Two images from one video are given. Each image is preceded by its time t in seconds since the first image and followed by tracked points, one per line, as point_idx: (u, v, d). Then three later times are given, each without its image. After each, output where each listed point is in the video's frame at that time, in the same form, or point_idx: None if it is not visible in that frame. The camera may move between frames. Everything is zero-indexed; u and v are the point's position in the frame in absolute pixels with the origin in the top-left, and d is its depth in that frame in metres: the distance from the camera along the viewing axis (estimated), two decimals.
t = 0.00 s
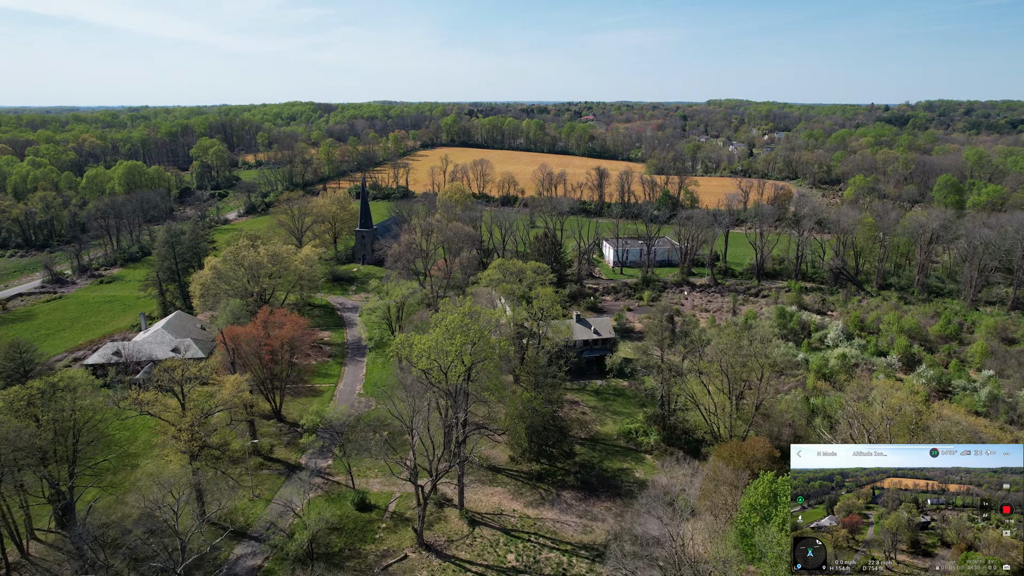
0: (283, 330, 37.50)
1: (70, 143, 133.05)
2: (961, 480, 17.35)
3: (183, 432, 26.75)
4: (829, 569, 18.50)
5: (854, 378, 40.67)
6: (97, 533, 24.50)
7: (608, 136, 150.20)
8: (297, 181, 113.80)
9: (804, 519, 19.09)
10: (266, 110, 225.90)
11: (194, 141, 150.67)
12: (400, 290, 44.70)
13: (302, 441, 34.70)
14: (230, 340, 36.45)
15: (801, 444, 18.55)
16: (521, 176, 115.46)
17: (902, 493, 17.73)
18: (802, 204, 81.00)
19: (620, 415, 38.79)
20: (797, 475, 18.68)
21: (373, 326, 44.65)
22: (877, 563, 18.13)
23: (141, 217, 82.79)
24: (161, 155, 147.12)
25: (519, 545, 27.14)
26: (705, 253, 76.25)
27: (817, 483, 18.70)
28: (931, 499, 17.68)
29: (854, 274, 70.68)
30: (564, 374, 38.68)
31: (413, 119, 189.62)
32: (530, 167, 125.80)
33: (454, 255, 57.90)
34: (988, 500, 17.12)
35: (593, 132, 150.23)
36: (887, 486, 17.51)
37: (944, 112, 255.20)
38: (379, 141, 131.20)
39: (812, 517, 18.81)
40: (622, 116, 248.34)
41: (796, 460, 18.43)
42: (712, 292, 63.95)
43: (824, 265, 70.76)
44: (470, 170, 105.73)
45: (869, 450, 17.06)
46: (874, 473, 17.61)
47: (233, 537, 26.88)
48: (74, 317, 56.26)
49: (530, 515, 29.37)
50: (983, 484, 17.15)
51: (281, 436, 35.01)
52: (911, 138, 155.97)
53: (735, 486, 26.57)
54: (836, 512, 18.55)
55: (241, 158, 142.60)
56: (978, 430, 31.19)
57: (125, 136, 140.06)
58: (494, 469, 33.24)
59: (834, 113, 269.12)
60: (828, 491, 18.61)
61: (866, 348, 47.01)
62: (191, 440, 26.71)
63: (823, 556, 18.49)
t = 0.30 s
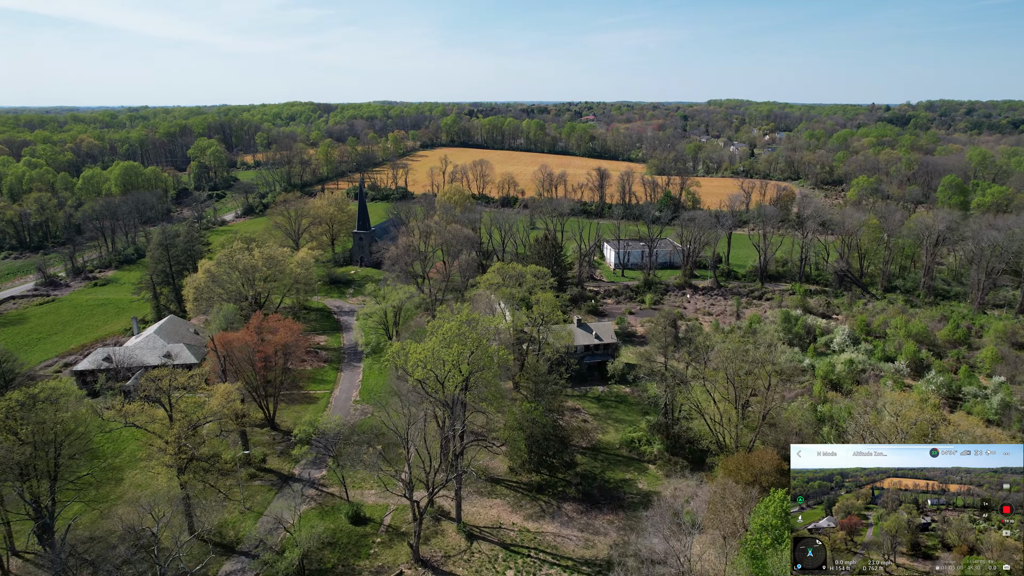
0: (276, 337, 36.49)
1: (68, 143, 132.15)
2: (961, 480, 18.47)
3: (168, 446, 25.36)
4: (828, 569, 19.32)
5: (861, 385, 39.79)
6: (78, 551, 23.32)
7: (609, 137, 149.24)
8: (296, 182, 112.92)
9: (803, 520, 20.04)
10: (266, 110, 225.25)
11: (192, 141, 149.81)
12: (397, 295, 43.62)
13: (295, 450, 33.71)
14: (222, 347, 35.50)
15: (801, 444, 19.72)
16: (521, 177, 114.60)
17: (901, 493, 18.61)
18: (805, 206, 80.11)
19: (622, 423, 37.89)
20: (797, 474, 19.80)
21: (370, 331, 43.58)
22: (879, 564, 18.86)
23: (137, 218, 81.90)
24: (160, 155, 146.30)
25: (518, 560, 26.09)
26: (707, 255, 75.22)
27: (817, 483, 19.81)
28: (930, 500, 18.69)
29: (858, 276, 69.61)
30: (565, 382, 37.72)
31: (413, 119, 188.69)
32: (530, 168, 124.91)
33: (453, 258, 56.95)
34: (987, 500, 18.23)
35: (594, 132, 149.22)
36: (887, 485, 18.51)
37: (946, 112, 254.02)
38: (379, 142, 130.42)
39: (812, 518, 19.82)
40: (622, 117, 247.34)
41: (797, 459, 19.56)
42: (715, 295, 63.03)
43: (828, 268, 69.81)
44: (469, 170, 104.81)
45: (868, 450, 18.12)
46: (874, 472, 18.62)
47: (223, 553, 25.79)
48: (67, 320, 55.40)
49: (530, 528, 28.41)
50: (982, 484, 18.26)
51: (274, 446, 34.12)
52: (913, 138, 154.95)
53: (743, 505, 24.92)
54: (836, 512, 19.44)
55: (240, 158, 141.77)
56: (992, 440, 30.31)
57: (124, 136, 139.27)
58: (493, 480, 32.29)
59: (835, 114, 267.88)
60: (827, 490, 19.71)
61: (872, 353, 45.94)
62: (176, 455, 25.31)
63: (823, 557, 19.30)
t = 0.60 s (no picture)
0: (269, 344, 35.50)
1: (65, 143, 131.26)
2: (961, 480, 19.44)
3: (154, 459, 24.41)
4: (827, 569, 20.34)
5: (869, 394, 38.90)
6: (59, 570, 22.27)
7: (609, 137, 148.24)
8: (294, 183, 112.02)
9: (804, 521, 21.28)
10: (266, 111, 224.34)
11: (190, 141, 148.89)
12: (393, 300, 42.51)
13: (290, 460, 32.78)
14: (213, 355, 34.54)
15: (802, 445, 21.05)
16: (521, 178, 113.74)
17: (901, 493, 20.12)
18: (809, 208, 79.09)
19: (624, 432, 36.95)
20: (798, 473, 21.33)
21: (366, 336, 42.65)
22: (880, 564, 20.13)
23: (133, 220, 81.01)
24: (158, 156, 145.43)
25: None
26: (710, 257, 74.34)
27: (817, 483, 21.19)
28: (932, 500, 20.23)
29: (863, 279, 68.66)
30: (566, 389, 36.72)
31: (413, 120, 187.71)
32: (530, 168, 123.93)
33: (452, 261, 56.14)
34: (987, 501, 19.28)
35: (594, 133, 148.23)
36: (886, 485, 19.77)
37: (947, 112, 252.73)
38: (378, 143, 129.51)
39: (811, 518, 20.96)
40: (623, 117, 246.20)
41: (798, 460, 20.91)
42: (718, 298, 62.05)
43: (833, 270, 68.81)
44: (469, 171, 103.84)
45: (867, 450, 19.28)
46: (873, 472, 19.80)
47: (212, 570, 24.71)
48: (59, 324, 54.49)
49: (530, 544, 27.37)
50: (983, 484, 19.21)
51: (268, 457, 33.22)
52: (916, 138, 153.74)
53: (753, 527, 23.70)
54: (835, 513, 20.68)
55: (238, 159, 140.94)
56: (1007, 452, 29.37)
57: (121, 136, 138.37)
58: (492, 492, 31.33)
59: (837, 114, 266.67)
60: (826, 490, 21.01)
61: (880, 358, 44.99)
62: (162, 469, 24.35)
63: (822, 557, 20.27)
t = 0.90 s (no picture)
0: (261, 351, 34.60)
1: (63, 144, 130.40)
2: (961, 481, 18.88)
3: (137, 474, 23.38)
4: (828, 569, 19.82)
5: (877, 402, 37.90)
6: None
7: (609, 137, 147.31)
8: (292, 184, 111.07)
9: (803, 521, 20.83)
10: (265, 111, 223.44)
11: (189, 142, 148.04)
12: (390, 305, 41.44)
13: (282, 471, 31.76)
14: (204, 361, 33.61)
15: (801, 444, 20.08)
16: (521, 179, 112.76)
17: (901, 494, 19.27)
18: (812, 209, 78.13)
19: (627, 441, 35.92)
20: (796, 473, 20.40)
21: (361, 343, 41.60)
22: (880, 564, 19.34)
23: (129, 221, 80.10)
24: (156, 157, 144.58)
25: None
26: (712, 260, 73.34)
27: (815, 483, 20.29)
28: (932, 501, 19.32)
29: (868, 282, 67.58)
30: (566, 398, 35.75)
31: (413, 120, 186.82)
32: (530, 169, 123.06)
33: (451, 264, 55.12)
34: (986, 502, 18.68)
35: (595, 133, 147.21)
36: (886, 486, 18.99)
37: (948, 112, 251.75)
38: (377, 144, 128.65)
39: (810, 519, 20.54)
40: (624, 117, 245.16)
41: (797, 459, 20.00)
42: (721, 302, 61.06)
43: (837, 272, 67.75)
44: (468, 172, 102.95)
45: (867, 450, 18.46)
46: (873, 472, 19.01)
47: None
48: (51, 328, 53.57)
49: (530, 561, 26.32)
50: (983, 484, 18.69)
51: (259, 468, 32.20)
52: (918, 138, 152.71)
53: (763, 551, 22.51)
54: (832, 515, 20.10)
55: (236, 159, 139.91)
56: None
57: (120, 137, 137.61)
58: (491, 505, 30.31)
59: (838, 115, 265.49)
60: (826, 491, 20.18)
61: (888, 364, 43.95)
62: (146, 485, 23.30)
63: (822, 556, 19.81)
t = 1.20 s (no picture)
0: (253, 359, 33.67)
1: (60, 145, 129.36)
2: (961, 481, 19.45)
3: (120, 493, 22.42)
4: (828, 568, 20.36)
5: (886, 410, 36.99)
6: None
7: (610, 138, 146.26)
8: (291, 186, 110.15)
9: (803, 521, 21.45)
10: (265, 112, 222.29)
11: (187, 143, 146.97)
12: (387, 311, 40.35)
13: (274, 483, 30.73)
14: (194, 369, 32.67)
15: (801, 445, 20.37)
16: (521, 180, 111.57)
17: (900, 495, 20.00)
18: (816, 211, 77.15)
19: (630, 451, 34.90)
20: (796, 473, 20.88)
21: (357, 349, 40.52)
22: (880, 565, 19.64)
23: (124, 223, 79.12)
24: (154, 158, 143.56)
25: None
26: (715, 262, 72.36)
27: (815, 484, 20.77)
28: (931, 501, 20.14)
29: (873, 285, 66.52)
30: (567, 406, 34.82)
31: (413, 120, 185.68)
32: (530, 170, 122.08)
33: (449, 267, 54.16)
34: (985, 502, 19.43)
35: (595, 133, 146.13)
36: (885, 486, 19.70)
37: (950, 113, 250.48)
38: (376, 145, 127.76)
39: (809, 519, 21.17)
40: (624, 117, 243.97)
41: (797, 460, 20.32)
42: (724, 305, 60.09)
43: (843, 275, 66.73)
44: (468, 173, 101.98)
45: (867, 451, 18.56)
46: (873, 472, 19.39)
47: None
48: (43, 332, 52.64)
49: None
50: (984, 484, 19.26)
51: (250, 480, 31.16)
52: (921, 139, 151.60)
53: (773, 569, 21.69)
54: (831, 515, 20.84)
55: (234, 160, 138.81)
56: None
57: (118, 138, 136.61)
58: (490, 520, 29.27)
59: (839, 115, 264.22)
60: (825, 490, 20.69)
61: (896, 371, 42.86)
62: (128, 503, 22.37)
63: (823, 556, 20.36)
